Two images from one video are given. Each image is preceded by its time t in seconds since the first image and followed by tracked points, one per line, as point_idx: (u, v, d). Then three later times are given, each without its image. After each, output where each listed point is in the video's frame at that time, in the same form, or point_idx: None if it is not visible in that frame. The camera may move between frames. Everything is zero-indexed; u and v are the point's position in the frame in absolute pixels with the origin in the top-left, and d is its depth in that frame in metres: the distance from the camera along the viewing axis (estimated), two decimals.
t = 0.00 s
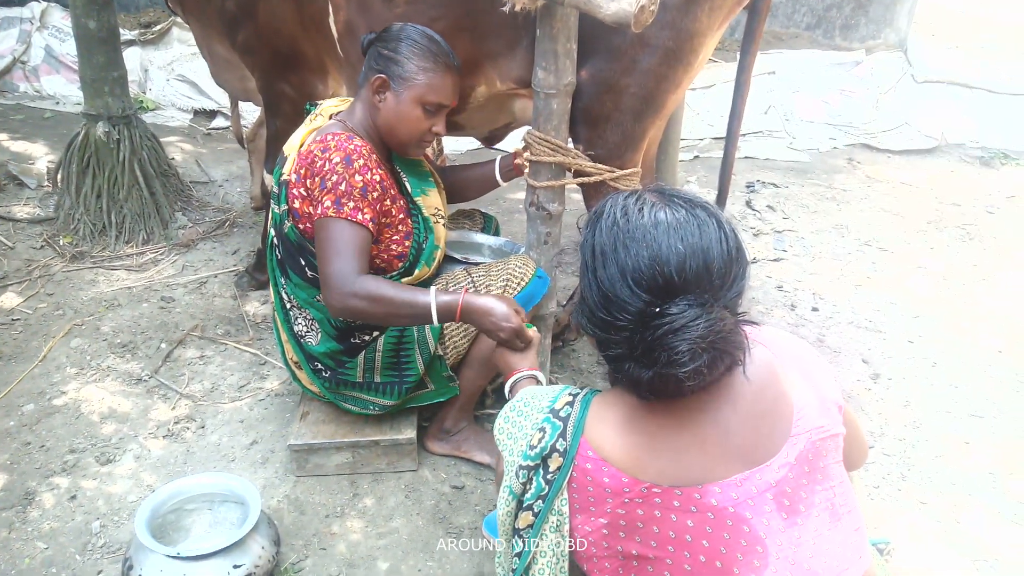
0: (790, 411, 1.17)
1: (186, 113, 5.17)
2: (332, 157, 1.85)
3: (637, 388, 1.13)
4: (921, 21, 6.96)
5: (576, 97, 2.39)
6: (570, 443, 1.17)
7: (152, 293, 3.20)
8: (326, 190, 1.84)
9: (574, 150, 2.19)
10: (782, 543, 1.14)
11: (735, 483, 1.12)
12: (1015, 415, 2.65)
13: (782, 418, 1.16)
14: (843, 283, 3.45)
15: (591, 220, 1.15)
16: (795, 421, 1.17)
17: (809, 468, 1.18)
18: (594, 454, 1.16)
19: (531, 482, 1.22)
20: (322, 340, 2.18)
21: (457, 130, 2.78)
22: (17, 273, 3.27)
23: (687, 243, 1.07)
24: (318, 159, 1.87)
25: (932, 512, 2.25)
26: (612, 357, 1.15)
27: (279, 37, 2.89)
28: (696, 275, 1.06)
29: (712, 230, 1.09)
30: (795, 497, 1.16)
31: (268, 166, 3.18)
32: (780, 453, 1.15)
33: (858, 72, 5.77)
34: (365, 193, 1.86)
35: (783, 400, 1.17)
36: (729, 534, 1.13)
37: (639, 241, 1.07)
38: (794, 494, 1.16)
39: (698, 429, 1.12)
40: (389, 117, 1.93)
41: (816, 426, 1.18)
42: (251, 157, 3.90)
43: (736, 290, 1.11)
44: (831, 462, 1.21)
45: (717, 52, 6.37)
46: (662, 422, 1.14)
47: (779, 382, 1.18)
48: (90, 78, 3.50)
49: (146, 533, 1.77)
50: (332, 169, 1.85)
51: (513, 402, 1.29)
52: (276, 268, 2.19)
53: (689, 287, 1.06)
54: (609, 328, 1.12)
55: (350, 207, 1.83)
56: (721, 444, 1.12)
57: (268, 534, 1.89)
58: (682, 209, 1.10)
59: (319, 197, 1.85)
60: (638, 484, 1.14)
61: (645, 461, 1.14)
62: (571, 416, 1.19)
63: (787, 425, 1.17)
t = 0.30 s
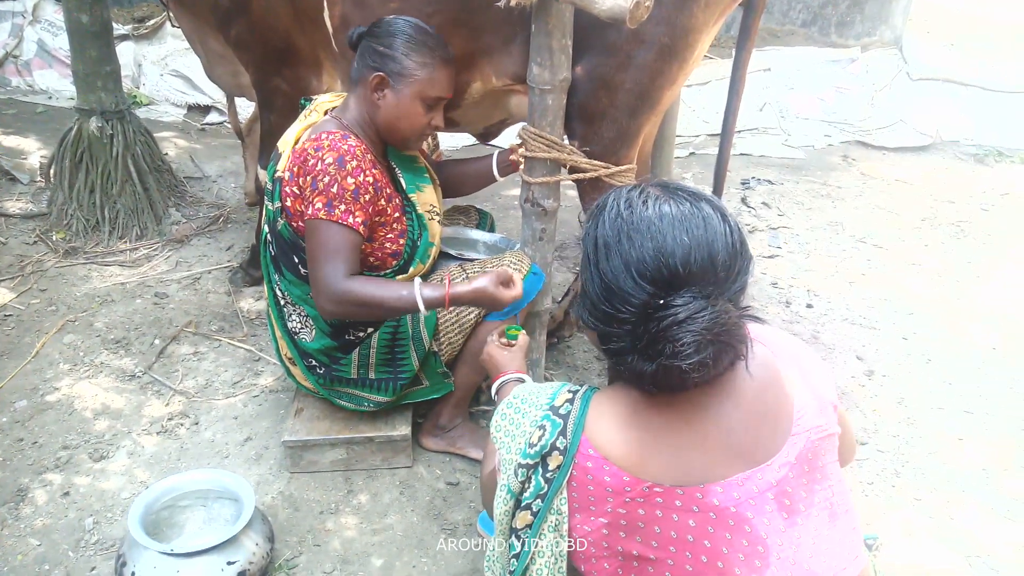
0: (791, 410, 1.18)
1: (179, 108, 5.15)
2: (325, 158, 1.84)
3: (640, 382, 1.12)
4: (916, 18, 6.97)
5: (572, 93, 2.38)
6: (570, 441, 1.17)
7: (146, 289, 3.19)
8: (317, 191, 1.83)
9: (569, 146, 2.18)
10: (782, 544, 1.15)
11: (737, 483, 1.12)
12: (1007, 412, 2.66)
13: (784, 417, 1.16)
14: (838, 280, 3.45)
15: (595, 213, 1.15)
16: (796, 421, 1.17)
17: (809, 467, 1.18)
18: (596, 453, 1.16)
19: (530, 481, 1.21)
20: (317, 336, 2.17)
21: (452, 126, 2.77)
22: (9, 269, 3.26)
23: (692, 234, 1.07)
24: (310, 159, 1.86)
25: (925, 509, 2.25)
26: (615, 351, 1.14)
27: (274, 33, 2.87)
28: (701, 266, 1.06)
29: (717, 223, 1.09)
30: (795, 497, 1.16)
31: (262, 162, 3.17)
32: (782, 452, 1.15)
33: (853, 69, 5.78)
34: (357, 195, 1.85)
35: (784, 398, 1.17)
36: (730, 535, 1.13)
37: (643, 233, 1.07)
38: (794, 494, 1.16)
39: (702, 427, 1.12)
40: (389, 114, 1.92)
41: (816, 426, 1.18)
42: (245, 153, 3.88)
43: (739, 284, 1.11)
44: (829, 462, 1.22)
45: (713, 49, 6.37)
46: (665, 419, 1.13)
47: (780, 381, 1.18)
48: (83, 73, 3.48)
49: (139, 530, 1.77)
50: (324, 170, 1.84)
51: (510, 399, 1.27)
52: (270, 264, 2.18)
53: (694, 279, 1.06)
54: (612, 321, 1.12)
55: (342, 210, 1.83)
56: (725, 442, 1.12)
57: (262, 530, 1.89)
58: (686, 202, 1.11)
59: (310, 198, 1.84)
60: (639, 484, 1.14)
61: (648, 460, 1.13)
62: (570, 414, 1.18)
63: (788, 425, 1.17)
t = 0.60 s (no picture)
0: (793, 414, 1.18)
1: (174, 103, 5.12)
2: (337, 150, 1.85)
3: (634, 388, 1.12)
4: (913, 15, 6.97)
5: (568, 89, 2.38)
6: (570, 445, 1.15)
7: (140, 284, 3.18)
8: (348, 184, 1.85)
9: (565, 142, 2.17)
10: (785, 550, 1.16)
11: (740, 488, 1.13)
12: (1002, 409, 2.67)
13: (786, 422, 1.17)
14: (834, 277, 3.45)
15: (586, 214, 1.15)
16: (799, 426, 1.18)
17: (810, 473, 1.19)
18: (597, 457, 1.15)
19: (529, 486, 1.20)
20: (311, 334, 2.18)
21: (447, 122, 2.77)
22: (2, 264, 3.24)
23: (685, 235, 1.06)
24: (320, 155, 1.86)
25: (919, 505, 2.26)
26: (608, 354, 1.14)
27: (269, 27, 2.86)
28: (693, 269, 1.05)
29: (710, 223, 1.08)
30: (798, 503, 1.17)
31: (257, 157, 3.15)
32: (784, 458, 1.16)
33: (849, 66, 5.78)
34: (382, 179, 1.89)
35: (786, 402, 1.17)
36: (733, 541, 1.13)
37: (635, 235, 1.07)
38: (797, 500, 1.17)
39: (704, 433, 1.12)
40: (388, 107, 1.94)
41: (817, 431, 1.19)
42: (240, 148, 3.87)
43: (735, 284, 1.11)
44: (831, 467, 1.23)
45: (709, 45, 6.36)
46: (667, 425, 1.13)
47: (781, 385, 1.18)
48: (76, 67, 3.46)
49: (132, 526, 1.76)
50: (343, 163, 1.84)
51: (507, 402, 1.26)
52: (263, 262, 2.19)
53: (687, 281, 1.06)
54: (605, 325, 1.12)
55: (379, 196, 1.87)
56: (727, 448, 1.12)
57: (256, 527, 1.88)
58: (678, 201, 1.10)
59: (342, 193, 1.85)
60: (641, 488, 1.14)
61: (648, 465, 1.13)
62: (571, 416, 1.17)
63: (791, 430, 1.17)
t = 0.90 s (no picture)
0: (794, 417, 1.17)
1: (172, 99, 5.11)
2: (359, 139, 1.89)
3: (625, 392, 1.12)
4: (913, 11, 6.96)
5: (567, 85, 2.37)
6: (569, 456, 1.13)
7: (138, 281, 3.17)
8: (379, 169, 1.92)
9: (565, 138, 2.17)
10: (788, 556, 1.15)
11: (743, 496, 1.12)
12: (1001, 405, 2.67)
13: (787, 426, 1.16)
14: (833, 273, 3.45)
15: (573, 216, 1.15)
16: (800, 429, 1.18)
17: (812, 476, 1.19)
18: (596, 467, 1.13)
19: (527, 498, 1.17)
20: (309, 331, 2.18)
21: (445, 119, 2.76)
22: None
23: (669, 233, 1.06)
24: (342, 146, 1.88)
25: (918, 502, 2.26)
26: (599, 358, 1.14)
27: (266, 23, 2.85)
28: (679, 267, 1.05)
29: (695, 221, 1.08)
30: (800, 508, 1.17)
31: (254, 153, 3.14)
32: (786, 462, 1.16)
33: (848, 61, 5.77)
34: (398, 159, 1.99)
35: (788, 404, 1.17)
36: (736, 549, 1.13)
37: (619, 235, 1.07)
38: (799, 505, 1.17)
39: (704, 440, 1.12)
40: (381, 98, 1.96)
41: (818, 434, 1.19)
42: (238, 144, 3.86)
43: (726, 282, 1.10)
44: (832, 470, 1.23)
45: (709, 40, 6.35)
46: (665, 432, 1.12)
47: (782, 387, 1.18)
48: (74, 62, 3.44)
49: (130, 522, 1.76)
50: (369, 150, 1.90)
51: (502, 408, 1.23)
52: (261, 259, 2.18)
53: (673, 281, 1.05)
54: (595, 328, 1.12)
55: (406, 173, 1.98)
56: (728, 455, 1.12)
57: (255, 524, 1.88)
58: (663, 200, 1.10)
59: (375, 177, 1.92)
60: (642, 498, 1.12)
61: (645, 473, 1.12)
62: (569, 426, 1.15)
63: (792, 435, 1.17)
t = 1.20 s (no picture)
0: (789, 413, 1.17)
1: (165, 93, 5.07)
2: (367, 136, 1.87)
3: (620, 395, 1.12)
4: (908, 3, 6.95)
5: (563, 78, 2.36)
6: (562, 458, 1.13)
7: (133, 276, 3.16)
8: (389, 163, 1.92)
9: (560, 131, 2.15)
10: (786, 553, 1.15)
11: (738, 493, 1.12)
12: (997, 397, 2.67)
13: (782, 422, 1.16)
14: (830, 266, 3.45)
15: (559, 217, 1.14)
16: (795, 424, 1.17)
17: (809, 472, 1.18)
18: (590, 468, 1.13)
19: (520, 501, 1.17)
20: (305, 326, 2.18)
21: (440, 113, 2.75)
22: None
23: (657, 231, 1.05)
24: (350, 144, 1.86)
25: (914, 493, 2.27)
26: (592, 360, 1.13)
27: (259, 15, 2.83)
28: (670, 266, 1.05)
29: (684, 217, 1.07)
30: (797, 504, 1.16)
31: (248, 146, 3.12)
32: (782, 458, 1.15)
33: (844, 53, 5.75)
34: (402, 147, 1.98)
35: (783, 400, 1.17)
36: (733, 548, 1.13)
37: (608, 235, 1.06)
38: (797, 502, 1.16)
39: (698, 438, 1.12)
40: (380, 91, 1.96)
41: (814, 430, 1.18)
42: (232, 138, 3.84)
43: (717, 278, 1.09)
44: (829, 465, 1.22)
45: (704, 32, 6.33)
46: (659, 431, 1.12)
47: (776, 383, 1.18)
48: (65, 55, 3.42)
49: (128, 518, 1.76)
50: (378, 146, 1.89)
51: (493, 410, 1.22)
52: (256, 254, 2.17)
53: (665, 279, 1.05)
54: (587, 330, 1.11)
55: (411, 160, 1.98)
56: (722, 453, 1.12)
57: (252, 519, 1.87)
58: (650, 197, 1.09)
59: (385, 171, 1.92)
60: (636, 499, 1.12)
61: (639, 473, 1.12)
62: (561, 428, 1.15)
63: (787, 430, 1.17)
